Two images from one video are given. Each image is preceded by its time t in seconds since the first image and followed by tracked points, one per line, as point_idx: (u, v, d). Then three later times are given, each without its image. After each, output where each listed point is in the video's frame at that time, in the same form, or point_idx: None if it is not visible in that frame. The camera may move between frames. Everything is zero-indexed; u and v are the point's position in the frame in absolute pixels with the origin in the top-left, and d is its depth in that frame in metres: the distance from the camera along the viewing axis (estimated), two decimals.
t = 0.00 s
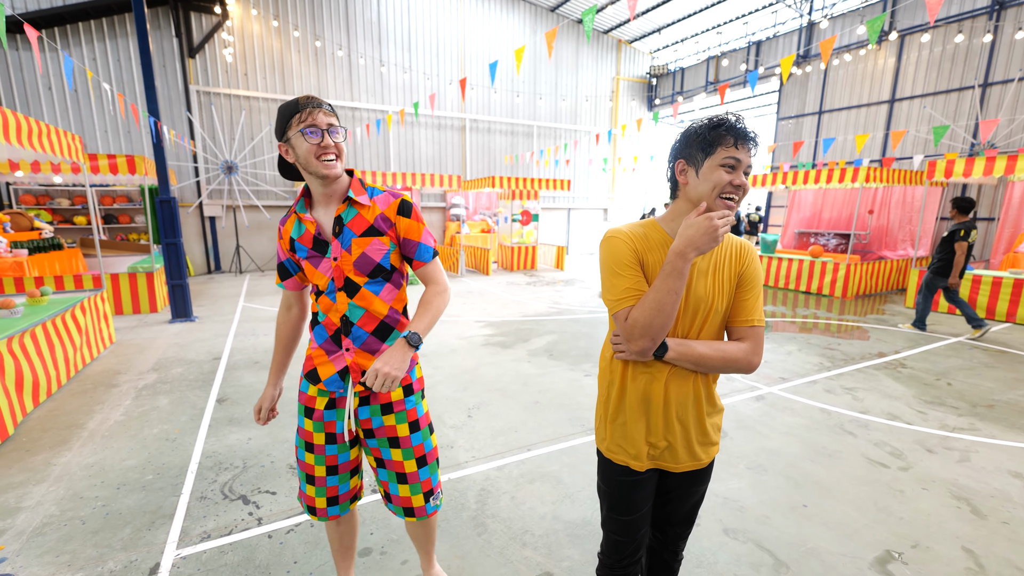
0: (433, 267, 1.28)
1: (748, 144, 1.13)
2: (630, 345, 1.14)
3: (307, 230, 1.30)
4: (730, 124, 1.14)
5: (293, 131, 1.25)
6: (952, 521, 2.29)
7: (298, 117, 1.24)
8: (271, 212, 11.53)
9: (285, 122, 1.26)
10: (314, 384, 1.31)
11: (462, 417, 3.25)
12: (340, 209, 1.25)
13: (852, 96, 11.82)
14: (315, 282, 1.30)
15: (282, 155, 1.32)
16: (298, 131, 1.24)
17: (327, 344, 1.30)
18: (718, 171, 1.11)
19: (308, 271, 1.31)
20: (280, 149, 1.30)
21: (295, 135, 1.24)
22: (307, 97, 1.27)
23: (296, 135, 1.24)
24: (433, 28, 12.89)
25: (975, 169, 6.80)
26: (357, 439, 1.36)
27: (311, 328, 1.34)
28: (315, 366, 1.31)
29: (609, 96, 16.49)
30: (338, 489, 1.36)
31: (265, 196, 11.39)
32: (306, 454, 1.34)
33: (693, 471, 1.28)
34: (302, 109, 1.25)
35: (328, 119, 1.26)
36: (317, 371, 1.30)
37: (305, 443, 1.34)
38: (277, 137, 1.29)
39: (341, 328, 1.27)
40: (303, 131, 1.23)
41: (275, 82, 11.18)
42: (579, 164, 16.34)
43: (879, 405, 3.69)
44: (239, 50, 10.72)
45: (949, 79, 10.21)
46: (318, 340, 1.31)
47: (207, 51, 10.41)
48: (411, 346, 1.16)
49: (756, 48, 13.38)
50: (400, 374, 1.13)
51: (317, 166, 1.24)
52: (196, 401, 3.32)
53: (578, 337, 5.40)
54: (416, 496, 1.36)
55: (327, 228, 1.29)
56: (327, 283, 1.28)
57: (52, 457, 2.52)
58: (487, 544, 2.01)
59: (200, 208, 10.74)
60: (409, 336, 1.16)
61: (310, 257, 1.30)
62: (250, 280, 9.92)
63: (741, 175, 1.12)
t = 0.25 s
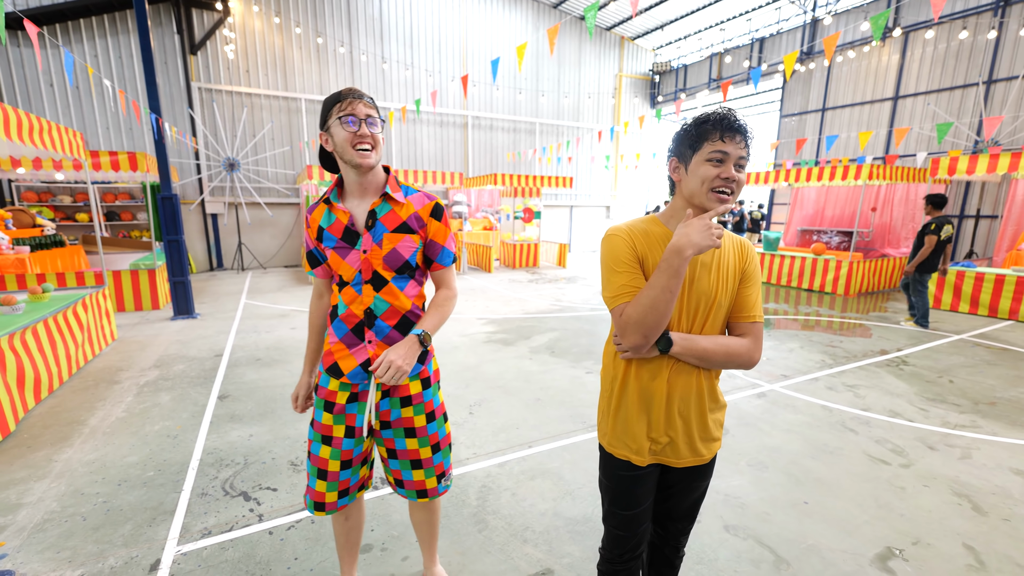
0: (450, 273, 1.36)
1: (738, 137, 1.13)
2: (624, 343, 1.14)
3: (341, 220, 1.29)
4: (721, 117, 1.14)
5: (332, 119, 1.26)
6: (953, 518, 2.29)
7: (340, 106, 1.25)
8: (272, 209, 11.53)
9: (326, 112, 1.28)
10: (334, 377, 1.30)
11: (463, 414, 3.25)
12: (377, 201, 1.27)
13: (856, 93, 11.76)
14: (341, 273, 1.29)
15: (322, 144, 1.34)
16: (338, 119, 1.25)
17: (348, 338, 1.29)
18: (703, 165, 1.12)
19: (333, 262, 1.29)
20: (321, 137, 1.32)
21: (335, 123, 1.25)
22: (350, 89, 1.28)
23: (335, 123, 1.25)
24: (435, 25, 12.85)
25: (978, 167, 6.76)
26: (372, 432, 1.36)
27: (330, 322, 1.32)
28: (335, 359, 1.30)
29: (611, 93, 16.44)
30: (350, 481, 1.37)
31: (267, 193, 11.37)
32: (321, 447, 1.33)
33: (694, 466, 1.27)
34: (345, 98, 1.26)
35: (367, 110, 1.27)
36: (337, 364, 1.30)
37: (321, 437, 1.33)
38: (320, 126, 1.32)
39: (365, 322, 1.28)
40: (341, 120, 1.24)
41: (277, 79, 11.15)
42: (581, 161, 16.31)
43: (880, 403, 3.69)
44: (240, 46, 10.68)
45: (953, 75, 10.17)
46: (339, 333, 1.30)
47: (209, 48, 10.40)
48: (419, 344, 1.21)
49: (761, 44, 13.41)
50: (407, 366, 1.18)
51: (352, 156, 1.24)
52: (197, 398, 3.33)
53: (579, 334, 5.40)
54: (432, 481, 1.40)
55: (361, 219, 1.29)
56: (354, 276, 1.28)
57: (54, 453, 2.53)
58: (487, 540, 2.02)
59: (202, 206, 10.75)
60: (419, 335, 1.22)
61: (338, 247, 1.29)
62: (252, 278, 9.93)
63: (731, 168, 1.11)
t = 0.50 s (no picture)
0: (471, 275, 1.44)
1: (727, 137, 1.13)
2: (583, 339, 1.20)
3: (380, 219, 1.26)
4: (710, 118, 1.14)
5: (374, 121, 1.26)
6: (953, 517, 2.28)
7: (381, 108, 1.26)
8: (274, 209, 11.54)
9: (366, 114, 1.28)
10: (366, 376, 1.28)
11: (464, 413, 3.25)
12: (419, 204, 1.29)
13: (857, 92, 11.73)
14: (378, 274, 1.27)
15: (360, 144, 1.34)
16: (380, 121, 1.25)
17: (381, 337, 1.28)
18: (689, 164, 1.12)
19: (372, 262, 1.26)
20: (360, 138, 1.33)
21: (377, 125, 1.25)
22: (392, 91, 1.29)
23: (377, 125, 1.25)
24: (436, 24, 12.84)
25: (978, 166, 6.75)
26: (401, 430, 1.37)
27: (361, 322, 1.29)
28: (367, 359, 1.28)
29: (612, 92, 16.43)
30: (385, 485, 1.36)
31: (268, 192, 11.39)
32: (351, 455, 1.29)
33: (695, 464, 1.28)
34: (387, 101, 1.26)
35: (409, 112, 1.27)
36: (370, 364, 1.28)
37: (349, 443, 1.29)
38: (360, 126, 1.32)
39: (401, 321, 1.28)
40: (384, 123, 1.24)
41: (278, 79, 11.15)
42: (583, 160, 16.30)
43: (881, 402, 3.68)
44: (241, 46, 10.68)
45: (953, 75, 10.16)
46: (372, 334, 1.28)
47: (210, 48, 10.40)
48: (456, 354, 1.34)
49: (761, 43, 13.33)
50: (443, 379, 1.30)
51: (394, 159, 1.25)
52: (198, 398, 3.33)
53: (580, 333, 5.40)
54: (465, 473, 1.42)
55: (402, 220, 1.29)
56: (394, 276, 1.27)
57: (54, 453, 2.54)
58: (488, 540, 2.01)
59: (204, 205, 10.76)
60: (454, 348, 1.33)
61: (377, 248, 1.26)
62: (253, 277, 9.94)
63: (719, 168, 1.10)
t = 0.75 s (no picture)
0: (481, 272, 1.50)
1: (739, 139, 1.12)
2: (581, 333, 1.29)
3: (400, 217, 1.23)
4: (722, 120, 1.13)
5: (398, 117, 1.24)
6: (953, 515, 2.28)
7: (406, 104, 1.23)
8: (275, 208, 11.54)
9: (389, 107, 1.25)
10: (384, 381, 1.21)
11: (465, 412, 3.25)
12: (439, 202, 1.30)
13: (857, 92, 11.70)
14: (398, 273, 1.22)
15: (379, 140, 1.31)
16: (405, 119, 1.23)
17: (398, 339, 1.23)
18: (713, 167, 1.10)
19: (392, 260, 1.21)
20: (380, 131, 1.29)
21: (402, 124, 1.23)
22: (416, 88, 1.26)
23: (401, 123, 1.23)
24: (438, 23, 12.83)
25: (978, 165, 6.72)
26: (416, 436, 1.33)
27: (376, 325, 1.23)
28: (384, 362, 1.22)
29: (613, 92, 16.42)
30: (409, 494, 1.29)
31: (269, 192, 11.39)
32: (374, 465, 1.21)
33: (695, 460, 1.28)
34: (412, 98, 1.24)
35: (433, 112, 1.25)
36: (387, 368, 1.22)
37: (371, 452, 1.21)
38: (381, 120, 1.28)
39: (420, 322, 1.25)
40: (409, 121, 1.23)
41: (279, 79, 11.15)
42: (584, 159, 16.28)
43: (881, 400, 3.67)
44: (242, 46, 10.68)
45: (953, 74, 10.13)
46: (391, 335, 1.23)
47: (211, 47, 10.40)
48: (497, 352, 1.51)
49: (761, 43, 13.27)
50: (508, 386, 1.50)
51: (417, 159, 1.24)
52: (199, 397, 3.33)
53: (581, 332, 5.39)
54: (474, 475, 1.42)
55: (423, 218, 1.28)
56: (414, 275, 1.23)
57: (54, 453, 2.54)
58: (488, 539, 2.01)
59: (204, 205, 10.74)
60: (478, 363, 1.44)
61: (399, 246, 1.22)
62: (255, 277, 9.94)
63: (739, 168, 1.11)
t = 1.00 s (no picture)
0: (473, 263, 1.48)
1: (738, 139, 1.11)
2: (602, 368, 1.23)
3: (412, 230, 1.10)
4: (719, 119, 1.12)
5: (429, 117, 1.09)
6: (951, 512, 2.27)
7: (438, 104, 1.10)
8: (276, 208, 11.53)
9: (416, 102, 1.07)
10: (402, 405, 1.13)
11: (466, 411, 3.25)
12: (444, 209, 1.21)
13: (856, 91, 11.67)
14: (411, 289, 1.11)
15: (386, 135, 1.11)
16: (440, 122, 1.10)
17: (412, 357, 1.14)
18: (706, 168, 1.09)
19: (406, 276, 1.09)
20: (398, 127, 1.08)
21: (433, 126, 1.09)
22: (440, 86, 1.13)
23: (437, 126, 1.10)
24: (439, 23, 12.83)
25: (976, 164, 6.67)
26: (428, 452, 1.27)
27: (387, 347, 1.11)
28: (399, 385, 1.12)
29: (615, 91, 16.42)
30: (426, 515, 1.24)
31: (270, 191, 11.40)
32: (392, 499, 1.15)
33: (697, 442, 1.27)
34: (442, 99, 1.11)
35: (459, 116, 1.16)
36: (403, 390, 1.12)
37: (389, 486, 1.14)
38: (398, 112, 1.07)
39: (435, 336, 1.17)
40: (443, 125, 1.11)
41: (280, 78, 11.15)
42: (585, 159, 16.28)
43: (881, 398, 3.66)
44: (243, 45, 10.68)
45: (952, 73, 10.10)
46: (404, 356, 1.13)
47: (212, 47, 10.41)
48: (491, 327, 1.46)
49: (762, 43, 13.26)
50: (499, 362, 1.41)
51: (447, 168, 1.14)
52: (199, 398, 3.33)
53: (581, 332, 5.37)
54: (479, 482, 1.41)
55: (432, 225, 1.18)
56: (429, 289, 1.14)
57: (54, 454, 2.54)
58: (489, 538, 2.01)
59: (205, 205, 10.72)
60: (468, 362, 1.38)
61: (413, 260, 1.10)
62: (256, 277, 9.94)
63: (734, 170, 1.10)
